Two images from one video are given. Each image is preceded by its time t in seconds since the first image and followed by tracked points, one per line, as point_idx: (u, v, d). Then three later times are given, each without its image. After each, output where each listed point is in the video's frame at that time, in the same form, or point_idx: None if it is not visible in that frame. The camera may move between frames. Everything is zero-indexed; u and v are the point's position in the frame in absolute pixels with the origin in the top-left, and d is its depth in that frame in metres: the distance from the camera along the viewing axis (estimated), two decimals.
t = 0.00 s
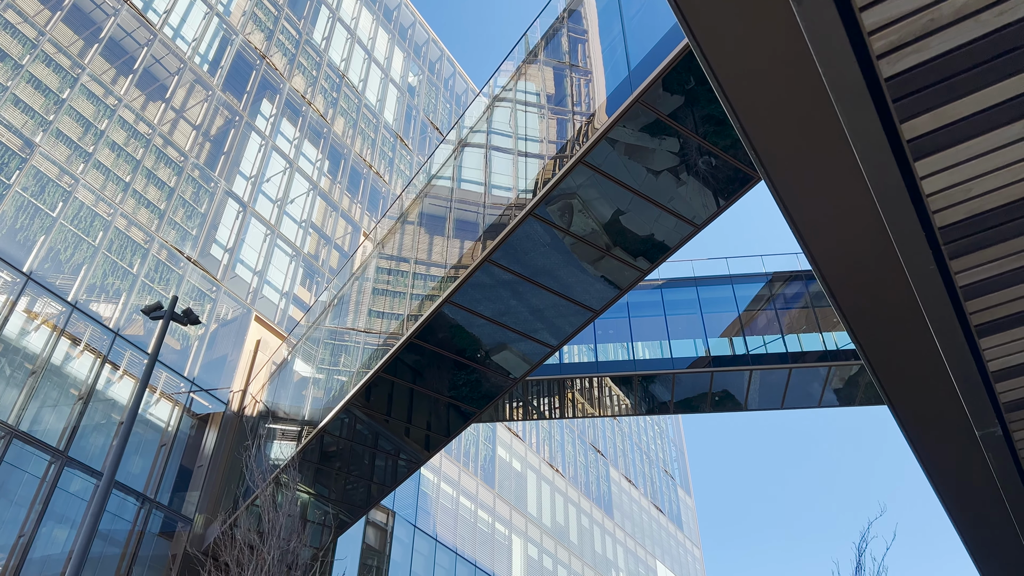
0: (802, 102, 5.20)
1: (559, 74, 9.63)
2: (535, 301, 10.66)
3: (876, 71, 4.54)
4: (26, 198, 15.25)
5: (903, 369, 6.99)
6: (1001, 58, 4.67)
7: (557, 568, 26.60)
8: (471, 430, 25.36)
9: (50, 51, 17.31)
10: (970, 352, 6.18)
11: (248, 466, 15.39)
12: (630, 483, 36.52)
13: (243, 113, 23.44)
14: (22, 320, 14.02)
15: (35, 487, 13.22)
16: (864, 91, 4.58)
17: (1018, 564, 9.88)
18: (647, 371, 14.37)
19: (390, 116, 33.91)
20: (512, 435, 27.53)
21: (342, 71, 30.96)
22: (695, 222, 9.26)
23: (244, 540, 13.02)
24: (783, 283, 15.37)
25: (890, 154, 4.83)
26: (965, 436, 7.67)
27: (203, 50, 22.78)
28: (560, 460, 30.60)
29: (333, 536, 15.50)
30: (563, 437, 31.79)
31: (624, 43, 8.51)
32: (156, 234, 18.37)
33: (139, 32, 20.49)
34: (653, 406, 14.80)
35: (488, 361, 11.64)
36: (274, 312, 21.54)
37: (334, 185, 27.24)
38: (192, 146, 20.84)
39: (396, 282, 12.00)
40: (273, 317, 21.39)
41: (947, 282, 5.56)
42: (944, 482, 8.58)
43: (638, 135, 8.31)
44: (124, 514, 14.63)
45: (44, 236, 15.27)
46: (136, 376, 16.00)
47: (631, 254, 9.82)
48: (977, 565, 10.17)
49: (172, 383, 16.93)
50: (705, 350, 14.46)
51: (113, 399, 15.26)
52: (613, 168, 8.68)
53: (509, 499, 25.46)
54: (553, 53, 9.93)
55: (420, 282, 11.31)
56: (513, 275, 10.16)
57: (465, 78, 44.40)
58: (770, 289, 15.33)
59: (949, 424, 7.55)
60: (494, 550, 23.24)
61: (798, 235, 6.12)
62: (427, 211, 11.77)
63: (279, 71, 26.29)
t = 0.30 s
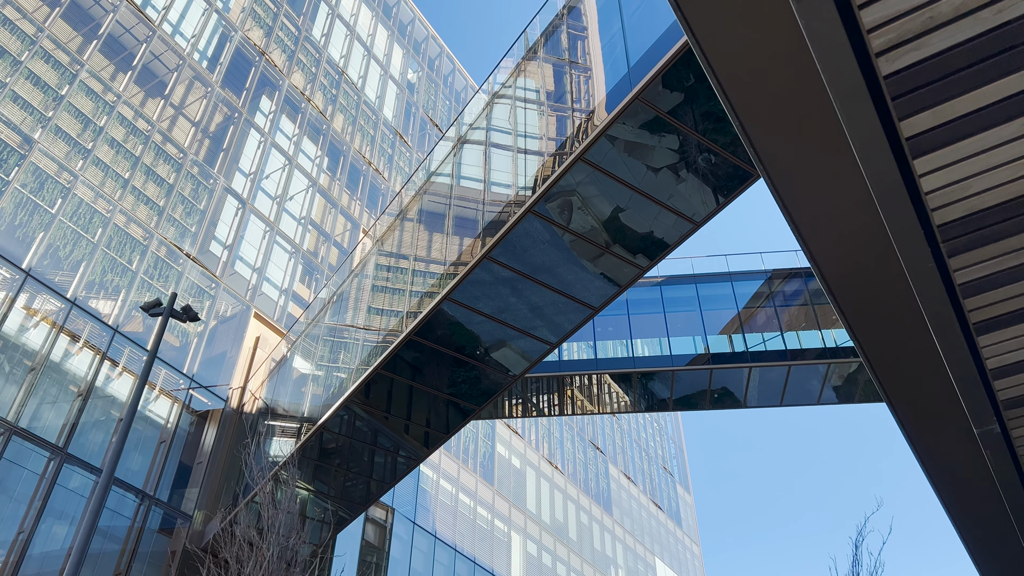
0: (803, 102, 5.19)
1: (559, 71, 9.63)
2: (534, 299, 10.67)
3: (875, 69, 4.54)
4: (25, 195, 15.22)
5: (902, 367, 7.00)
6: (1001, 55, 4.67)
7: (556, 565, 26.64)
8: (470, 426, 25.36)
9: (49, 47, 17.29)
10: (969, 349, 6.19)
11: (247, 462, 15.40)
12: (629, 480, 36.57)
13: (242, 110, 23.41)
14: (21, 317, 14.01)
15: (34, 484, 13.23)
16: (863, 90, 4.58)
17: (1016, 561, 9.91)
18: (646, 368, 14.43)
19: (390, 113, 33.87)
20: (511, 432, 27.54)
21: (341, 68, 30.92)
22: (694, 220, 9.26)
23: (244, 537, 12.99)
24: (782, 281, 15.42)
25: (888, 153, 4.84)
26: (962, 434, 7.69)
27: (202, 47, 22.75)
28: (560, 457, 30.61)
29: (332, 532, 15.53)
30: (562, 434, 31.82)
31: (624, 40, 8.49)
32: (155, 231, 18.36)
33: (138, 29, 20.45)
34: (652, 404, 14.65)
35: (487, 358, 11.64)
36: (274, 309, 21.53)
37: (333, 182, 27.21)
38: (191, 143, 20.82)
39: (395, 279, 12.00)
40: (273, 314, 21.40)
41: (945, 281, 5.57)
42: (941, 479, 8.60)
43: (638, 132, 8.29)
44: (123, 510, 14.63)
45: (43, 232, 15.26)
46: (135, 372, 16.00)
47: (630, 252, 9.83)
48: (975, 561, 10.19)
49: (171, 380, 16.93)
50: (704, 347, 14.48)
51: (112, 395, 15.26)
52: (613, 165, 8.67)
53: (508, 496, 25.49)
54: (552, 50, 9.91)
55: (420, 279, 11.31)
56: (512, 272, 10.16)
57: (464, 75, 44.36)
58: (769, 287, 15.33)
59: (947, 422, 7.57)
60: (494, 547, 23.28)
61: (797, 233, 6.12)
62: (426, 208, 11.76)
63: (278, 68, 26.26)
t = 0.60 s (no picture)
0: (802, 97, 5.18)
1: (558, 68, 9.62)
2: (533, 296, 10.67)
3: (875, 64, 4.54)
4: (24, 191, 15.21)
5: (901, 364, 7.01)
6: (1000, 51, 4.66)
7: (555, 561, 26.68)
8: (470, 423, 25.38)
9: (48, 43, 17.27)
10: (968, 347, 6.20)
11: (247, 458, 15.41)
12: (629, 477, 36.62)
13: (241, 107, 23.39)
14: (20, 313, 14.00)
15: (34, 480, 13.24)
16: (862, 86, 4.57)
17: (1014, 556, 9.93)
18: (645, 365, 14.46)
19: (389, 109, 33.85)
20: (511, 429, 27.55)
21: (341, 65, 30.90)
22: (694, 217, 9.27)
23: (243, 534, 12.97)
24: (782, 278, 15.43)
25: (888, 151, 4.84)
26: (961, 431, 7.69)
27: (202, 43, 22.72)
28: (559, 454, 30.64)
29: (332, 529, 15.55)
30: (561, 431, 31.85)
31: (623, 37, 8.48)
32: (154, 228, 18.36)
33: (138, 25, 20.43)
34: (651, 400, 14.51)
35: (487, 355, 11.65)
36: (273, 306, 21.53)
37: (333, 179, 27.20)
38: (190, 140, 20.81)
39: (395, 276, 12.00)
40: (272, 311, 21.40)
41: (945, 279, 5.57)
42: (940, 476, 8.61)
43: (638, 129, 8.29)
44: (123, 506, 14.65)
45: (42, 229, 15.26)
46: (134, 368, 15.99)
47: (630, 249, 9.83)
48: (974, 558, 10.21)
49: (171, 376, 16.93)
50: (704, 344, 14.47)
51: (111, 392, 15.26)
52: (612, 162, 8.67)
53: (508, 493, 25.51)
54: (552, 46, 9.90)
55: (419, 275, 11.31)
56: (512, 269, 10.16)
57: (464, 72, 44.35)
58: (768, 284, 15.34)
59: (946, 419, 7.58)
60: (493, 544, 23.32)
61: (797, 229, 6.12)
62: (425, 205, 11.76)
63: (278, 64, 26.24)
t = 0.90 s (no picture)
0: (801, 94, 5.18)
1: (558, 65, 9.60)
2: (533, 293, 10.67)
3: (874, 60, 4.53)
4: (23, 187, 15.20)
5: (899, 360, 7.01)
6: (1000, 46, 4.65)
7: (554, 558, 26.70)
8: (470, 420, 25.40)
9: (47, 39, 17.23)
10: (967, 344, 6.20)
11: (247, 455, 15.41)
12: (628, 474, 36.65)
13: (240, 103, 23.37)
14: (19, 309, 14.00)
15: (33, 477, 13.25)
16: (862, 82, 4.56)
17: (1012, 552, 9.93)
18: (644, 362, 14.43)
19: (389, 106, 33.82)
20: (510, 425, 27.56)
21: (340, 62, 30.87)
22: (693, 214, 9.26)
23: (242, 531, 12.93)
24: (781, 275, 15.42)
25: (887, 147, 4.84)
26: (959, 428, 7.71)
27: (201, 39, 22.69)
28: (559, 451, 30.67)
29: (332, 525, 15.57)
30: (561, 428, 31.87)
31: (623, 34, 8.47)
32: (153, 225, 18.35)
33: (137, 21, 20.40)
34: (651, 398, 14.73)
35: (486, 353, 11.65)
36: (272, 303, 21.54)
37: (332, 175, 27.18)
38: (190, 136, 20.79)
39: (394, 272, 12.00)
40: (272, 308, 21.41)
41: (944, 275, 5.57)
42: (938, 473, 8.62)
43: (637, 126, 8.30)
44: (123, 503, 14.66)
45: (41, 225, 15.23)
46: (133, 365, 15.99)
47: (630, 246, 9.82)
48: (974, 555, 10.21)
49: (170, 373, 16.92)
50: (704, 341, 14.45)
51: (110, 389, 15.27)
52: (612, 159, 8.68)
53: (507, 490, 25.52)
54: (552, 43, 9.89)
55: (419, 272, 11.30)
56: (511, 267, 10.16)
57: (464, 68, 44.35)
58: (768, 281, 15.33)
59: (944, 416, 7.59)
60: (492, 540, 23.35)
61: (796, 225, 6.12)
62: (425, 202, 11.76)
63: (277, 61, 26.21)
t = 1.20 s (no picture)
0: (802, 90, 5.18)
1: (558, 61, 9.58)
2: (532, 290, 10.67)
3: (875, 55, 4.52)
4: (23, 184, 15.19)
5: (899, 357, 7.02)
6: (1001, 42, 4.65)
7: (554, 555, 26.74)
8: (469, 416, 25.42)
9: (46, 36, 17.21)
10: (967, 339, 6.20)
11: (247, 451, 15.42)
12: (627, 470, 36.69)
13: (240, 100, 23.35)
14: (19, 306, 14.01)
15: (33, 473, 13.25)
16: (863, 77, 4.56)
17: (1012, 549, 9.95)
18: (643, 359, 14.42)
19: (388, 103, 33.79)
20: (509, 422, 27.58)
21: (340, 58, 30.83)
22: (693, 211, 9.26)
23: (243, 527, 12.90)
24: (781, 272, 15.38)
25: (888, 143, 4.84)
26: (959, 424, 7.72)
27: (200, 36, 22.65)
28: (558, 448, 30.69)
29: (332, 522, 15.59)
30: (560, 425, 31.89)
31: (623, 30, 8.46)
32: (153, 221, 18.32)
33: (136, 18, 20.38)
34: (650, 395, 14.89)
35: (486, 350, 11.65)
36: (272, 300, 21.55)
37: (332, 172, 27.17)
38: (189, 133, 20.77)
39: (394, 269, 12.00)
40: (271, 305, 21.42)
41: (944, 270, 5.57)
42: (938, 468, 8.64)
43: (637, 123, 8.29)
44: (122, 499, 14.67)
45: (41, 222, 15.23)
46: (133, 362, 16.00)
47: (630, 243, 9.82)
48: (973, 551, 10.23)
49: (169, 370, 16.92)
50: (703, 338, 14.47)
51: (110, 385, 15.27)
52: (611, 155, 8.67)
53: (507, 486, 25.54)
54: (552, 39, 9.87)
55: (419, 269, 11.30)
56: (511, 263, 10.16)
57: (464, 65, 44.33)
58: (768, 278, 15.31)
59: (943, 412, 7.60)
60: (492, 537, 23.37)
61: (796, 222, 6.12)
62: (424, 199, 11.76)
63: (276, 57, 26.19)
